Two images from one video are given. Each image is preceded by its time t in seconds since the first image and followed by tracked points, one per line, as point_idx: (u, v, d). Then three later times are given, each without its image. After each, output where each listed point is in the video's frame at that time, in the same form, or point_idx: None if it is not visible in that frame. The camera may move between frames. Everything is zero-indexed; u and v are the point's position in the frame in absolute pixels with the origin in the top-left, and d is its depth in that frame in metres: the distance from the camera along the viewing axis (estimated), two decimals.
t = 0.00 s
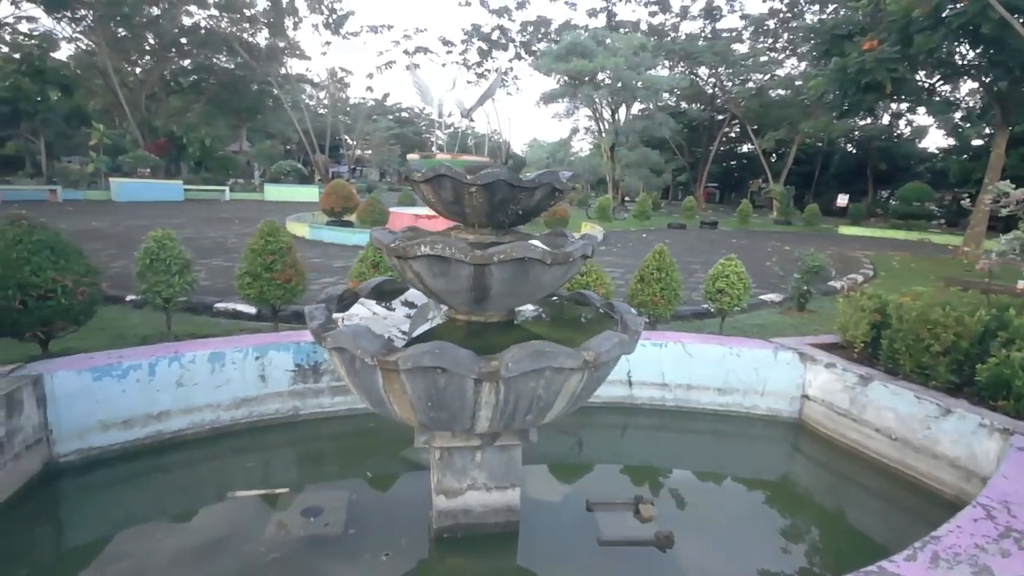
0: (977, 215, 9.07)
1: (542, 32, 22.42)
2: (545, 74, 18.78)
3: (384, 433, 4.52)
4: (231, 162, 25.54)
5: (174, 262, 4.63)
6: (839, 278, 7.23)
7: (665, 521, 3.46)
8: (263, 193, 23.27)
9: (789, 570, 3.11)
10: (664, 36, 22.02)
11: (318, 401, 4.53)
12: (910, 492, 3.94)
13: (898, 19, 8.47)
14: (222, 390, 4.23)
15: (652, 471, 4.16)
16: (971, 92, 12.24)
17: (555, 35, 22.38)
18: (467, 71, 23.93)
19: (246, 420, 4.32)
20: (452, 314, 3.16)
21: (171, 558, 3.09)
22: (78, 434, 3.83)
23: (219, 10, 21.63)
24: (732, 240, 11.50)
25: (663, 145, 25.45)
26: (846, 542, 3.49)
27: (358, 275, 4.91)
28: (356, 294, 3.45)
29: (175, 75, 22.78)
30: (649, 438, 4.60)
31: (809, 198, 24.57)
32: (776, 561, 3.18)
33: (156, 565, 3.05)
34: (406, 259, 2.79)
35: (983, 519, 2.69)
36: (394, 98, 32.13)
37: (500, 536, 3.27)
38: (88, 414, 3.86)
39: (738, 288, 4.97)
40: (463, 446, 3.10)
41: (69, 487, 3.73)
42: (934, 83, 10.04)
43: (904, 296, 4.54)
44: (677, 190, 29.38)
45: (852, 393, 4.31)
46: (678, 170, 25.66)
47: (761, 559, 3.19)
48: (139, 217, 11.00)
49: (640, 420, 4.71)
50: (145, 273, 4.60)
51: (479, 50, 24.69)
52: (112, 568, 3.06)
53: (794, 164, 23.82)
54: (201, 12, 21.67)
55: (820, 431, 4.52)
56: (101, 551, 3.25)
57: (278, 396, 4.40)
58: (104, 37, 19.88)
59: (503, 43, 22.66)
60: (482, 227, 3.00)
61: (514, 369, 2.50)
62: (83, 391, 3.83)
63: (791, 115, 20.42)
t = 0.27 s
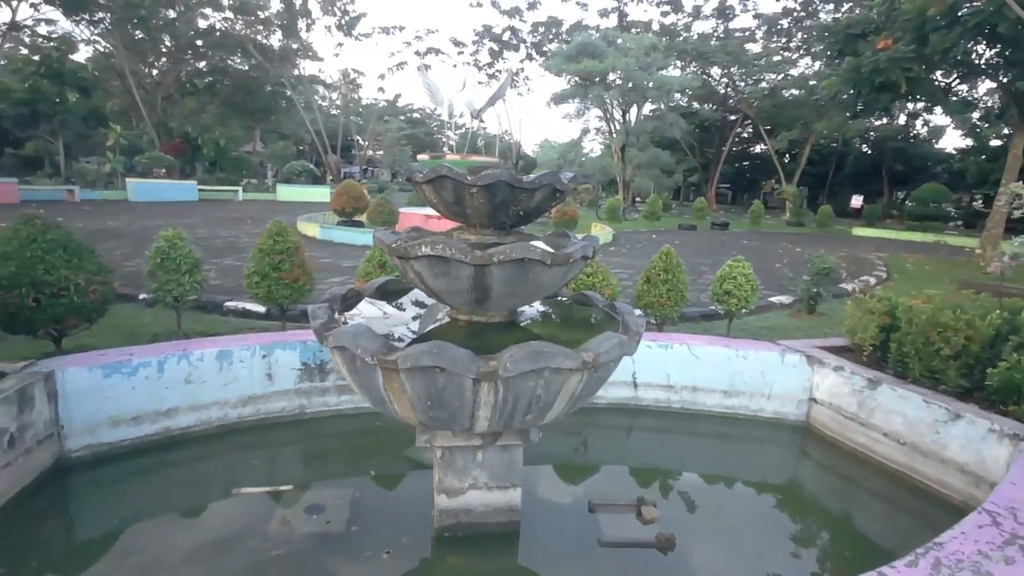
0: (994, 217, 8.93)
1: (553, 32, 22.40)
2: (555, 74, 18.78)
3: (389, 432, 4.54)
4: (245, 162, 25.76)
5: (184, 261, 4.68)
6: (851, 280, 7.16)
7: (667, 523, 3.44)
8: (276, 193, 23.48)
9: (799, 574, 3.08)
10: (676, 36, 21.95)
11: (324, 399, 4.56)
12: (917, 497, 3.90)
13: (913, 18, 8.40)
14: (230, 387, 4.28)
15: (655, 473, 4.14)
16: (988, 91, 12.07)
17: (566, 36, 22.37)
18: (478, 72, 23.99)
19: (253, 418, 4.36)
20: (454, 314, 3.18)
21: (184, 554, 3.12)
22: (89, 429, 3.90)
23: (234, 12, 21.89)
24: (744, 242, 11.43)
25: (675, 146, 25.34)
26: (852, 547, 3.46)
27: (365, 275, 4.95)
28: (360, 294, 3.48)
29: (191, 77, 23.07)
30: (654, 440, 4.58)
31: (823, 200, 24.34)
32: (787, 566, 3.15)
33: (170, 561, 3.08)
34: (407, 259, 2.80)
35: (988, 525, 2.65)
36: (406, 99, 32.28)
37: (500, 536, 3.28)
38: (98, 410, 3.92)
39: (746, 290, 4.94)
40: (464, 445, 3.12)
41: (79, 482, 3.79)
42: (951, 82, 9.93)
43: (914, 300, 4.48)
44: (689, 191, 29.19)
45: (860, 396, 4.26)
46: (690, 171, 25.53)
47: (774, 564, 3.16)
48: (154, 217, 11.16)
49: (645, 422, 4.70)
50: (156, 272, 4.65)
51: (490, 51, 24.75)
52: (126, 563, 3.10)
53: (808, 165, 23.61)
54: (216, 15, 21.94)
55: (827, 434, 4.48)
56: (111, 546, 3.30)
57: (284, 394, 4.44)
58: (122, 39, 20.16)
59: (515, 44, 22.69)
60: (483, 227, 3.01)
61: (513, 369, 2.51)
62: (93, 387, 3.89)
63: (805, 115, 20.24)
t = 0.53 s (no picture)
0: (1008, 217, 8.80)
1: (562, 32, 22.38)
2: (564, 74, 18.76)
3: (392, 430, 4.55)
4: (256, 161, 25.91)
5: (191, 259, 4.69)
6: (861, 281, 7.10)
7: (670, 525, 3.42)
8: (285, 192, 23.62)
9: None
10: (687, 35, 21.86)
11: (328, 397, 4.58)
12: (926, 501, 3.84)
13: (927, 16, 8.34)
14: (235, 385, 4.30)
15: (659, 474, 4.12)
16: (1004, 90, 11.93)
17: (575, 35, 22.33)
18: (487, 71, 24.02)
19: (258, 415, 4.38)
20: (456, 313, 3.17)
21: (194, 551, 3.14)
22: (96, 425, 3.93)
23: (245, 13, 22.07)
24: (753, 242, 11.36)
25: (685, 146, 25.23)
26: (858, 551, 3.41)
27: (371, 273, 4.95)
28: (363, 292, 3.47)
29: (203, 77, 23.27)
30: (658, 441, 4.55)
31: (835, 200, 24.15)
32: (796, 569, 3.11)
33: (178, 559, 3.09)
34: (409, 257, 2.80)
35: (995, 531, 2.60)
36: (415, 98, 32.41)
37: (501, 536, 3.27)
38: (105, 406, 3.95)
39: (753, 291, 4.91)
40: (465, 445, 3.11)
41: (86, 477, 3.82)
42: (966, 81, 9.84)
43: (924, 301, 4.41)
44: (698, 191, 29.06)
45: (867, 399, 4.21)
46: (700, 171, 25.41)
47: (782, 567, 3.12)
48: (165, 216, 11.25)
49: (650, 423, 4.66)
50: (163, 270, 4.66)
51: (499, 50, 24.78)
52: (133, 560, 3.12)
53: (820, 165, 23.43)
54: (228, 15, 22.13)
55: (834, 436, 4.43)
56: (116, 542, 3.32)
57: (288, 392, 4.45)
58: (135, 40, 20.36)
59: (524, 43, 22.69)
60: (485, 226, 3.00)
61: (512, 369, 2.49)
62: (100, 382, 3.92)
63: (816, 115, 20.09)
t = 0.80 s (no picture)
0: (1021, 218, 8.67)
1: (570, 31, 22.37)
2: (571, 73, 18.74)
3: (393, 430, 4.53)
4: (265, 160, 26.04)
5: (195, 256, 4.68)
6: (869, 282, 7.03)
7: (672, 527, 3.37)
8: (293, 191, 23.74)
9: None
10: (695, 34, 21.80)
11: (329, 396, 4.57)
12: (934, 506, 3.76)
13: (939, 14, 8.25)
14: (237, 382, 4.29)
15: (661, 476, 4.07)
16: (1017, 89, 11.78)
17: (582, 34, 22.30)
18: (495, 71, 24.02)
19: (260, 413, 4.38)
20: (455, 311, 3.15)
21: (206, 544, 3.14)
22: (97, 422, 3.94)
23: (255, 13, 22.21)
24: (761, 242, 11.29)
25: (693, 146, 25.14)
26: (864, 556, 3.35)
27: (374, 271, 4.94)
28: (364, 291, 3.46)
29: (213, 77, 23.44)
30: (663, 442, 4.51)
31: (845, 200, 23.98)
32: (804, 573, 3.05)
33: (192, 552, 3.10)
34: (406, 255, 2.78)
35: (1003, 537, 2.53)
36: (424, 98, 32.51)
37: (499, 538, 3.24)
38: (107, 402, 3.96)
39: (759, 291, 4.85)
40: (464, 445, 3.08)
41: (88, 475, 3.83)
42: (979, 79, 9.74)
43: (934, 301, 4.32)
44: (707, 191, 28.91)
45: (874, 401, 4.14)
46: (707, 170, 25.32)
47: (790, 571, 3.06)
48: (174, 214, 11.32)
49: (653, 424, 4.62)
50: (167, 267, 4.67)
51: (507, 50, 24.79)
52: (144, 554, 3.12)
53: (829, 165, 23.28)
54: (238, 15, 22.29)
55: (841, 439, 4.35)
56: (116, 538, 3.32)
57: (290, 390, 4.45)
58: (147, 40, 20.55)
59: (531, 43, 22.68)
60: (483, 224, 2.97)
61: (508, 369, 2.46)
62: (102, 379, 3.92)
63: (826, 114, 19.94)
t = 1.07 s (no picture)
0: None
1: (577, 30, 22.28)
2: (578, 72, 18.67)
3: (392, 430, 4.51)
4: (273, 160, 26.11)
5: (195, 256, 4.68)
6: (876, 282, 6.95)
7: (670, 531, 3.32)
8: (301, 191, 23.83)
9: None
10: (703, 33, 21.66)
11: (328, 396, 4.56)
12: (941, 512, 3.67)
13: (949, 11, 8.12)
14: (235, 382, 4.29)
15: (661, 478, 4.02)
16: None
17: (589, 33, 22.22)
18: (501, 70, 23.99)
19: (258, 413, 4.37)
20: (450, 312, 3.12)
21: (213, 542, 3.13)
22: (96, 420, 3.95)
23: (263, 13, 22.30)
24: (768, 242, 11.19)
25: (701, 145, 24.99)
26: (868, 562, 3.28)
27: (375, 271, 4.92)
28: (360, 291, 3.43)
29: (222, 77, 23.60)
30: (664, 444, 4.45)
31: (855, 200, 23.75)
32: None
33: (197, 550, 3.08)
34: (398, 255, 2.75)
35: (1008, 546, 2.45)
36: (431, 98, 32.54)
37: (495, 541, 3.20)
38: (106, 401, 3.97)
39: (763, 291, 4.79)
40: (459, 447, 3.05)
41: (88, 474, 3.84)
42: (991, 76, 9.59)
43: (942, 303, 4.23)
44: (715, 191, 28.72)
45: (880, 405, 4.05)
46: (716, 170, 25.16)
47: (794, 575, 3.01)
48: (180, 213, 11.36)
49: (655, 425, 4.56)
50: (168, 267, 4.67)
51: (514, 49, 24.76)
52: (153, 551, 3.13)
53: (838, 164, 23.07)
54: (246, 16, 22.39)
55: (846, 443, 4.27)
56: (113, 538, 3.32)
57: (289, 390, 4.44)
58: (157, 41, 20.69)
59: (538, 42, 22.62)
60: (478, 223, 2.94)
61: (499, 370, 2.43)
62: (101, 377, 3.93)
63: (836, 113, 19.74)
